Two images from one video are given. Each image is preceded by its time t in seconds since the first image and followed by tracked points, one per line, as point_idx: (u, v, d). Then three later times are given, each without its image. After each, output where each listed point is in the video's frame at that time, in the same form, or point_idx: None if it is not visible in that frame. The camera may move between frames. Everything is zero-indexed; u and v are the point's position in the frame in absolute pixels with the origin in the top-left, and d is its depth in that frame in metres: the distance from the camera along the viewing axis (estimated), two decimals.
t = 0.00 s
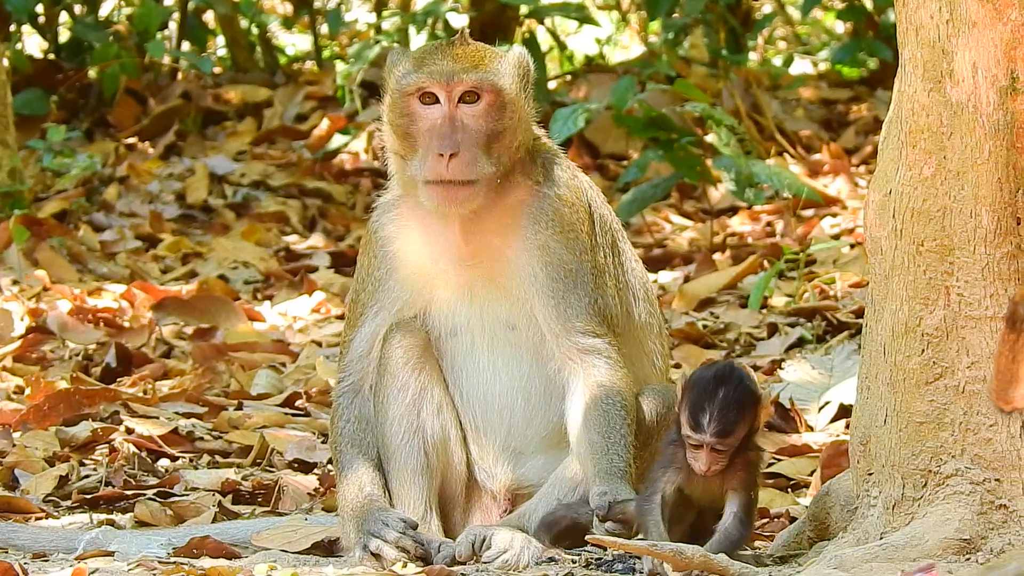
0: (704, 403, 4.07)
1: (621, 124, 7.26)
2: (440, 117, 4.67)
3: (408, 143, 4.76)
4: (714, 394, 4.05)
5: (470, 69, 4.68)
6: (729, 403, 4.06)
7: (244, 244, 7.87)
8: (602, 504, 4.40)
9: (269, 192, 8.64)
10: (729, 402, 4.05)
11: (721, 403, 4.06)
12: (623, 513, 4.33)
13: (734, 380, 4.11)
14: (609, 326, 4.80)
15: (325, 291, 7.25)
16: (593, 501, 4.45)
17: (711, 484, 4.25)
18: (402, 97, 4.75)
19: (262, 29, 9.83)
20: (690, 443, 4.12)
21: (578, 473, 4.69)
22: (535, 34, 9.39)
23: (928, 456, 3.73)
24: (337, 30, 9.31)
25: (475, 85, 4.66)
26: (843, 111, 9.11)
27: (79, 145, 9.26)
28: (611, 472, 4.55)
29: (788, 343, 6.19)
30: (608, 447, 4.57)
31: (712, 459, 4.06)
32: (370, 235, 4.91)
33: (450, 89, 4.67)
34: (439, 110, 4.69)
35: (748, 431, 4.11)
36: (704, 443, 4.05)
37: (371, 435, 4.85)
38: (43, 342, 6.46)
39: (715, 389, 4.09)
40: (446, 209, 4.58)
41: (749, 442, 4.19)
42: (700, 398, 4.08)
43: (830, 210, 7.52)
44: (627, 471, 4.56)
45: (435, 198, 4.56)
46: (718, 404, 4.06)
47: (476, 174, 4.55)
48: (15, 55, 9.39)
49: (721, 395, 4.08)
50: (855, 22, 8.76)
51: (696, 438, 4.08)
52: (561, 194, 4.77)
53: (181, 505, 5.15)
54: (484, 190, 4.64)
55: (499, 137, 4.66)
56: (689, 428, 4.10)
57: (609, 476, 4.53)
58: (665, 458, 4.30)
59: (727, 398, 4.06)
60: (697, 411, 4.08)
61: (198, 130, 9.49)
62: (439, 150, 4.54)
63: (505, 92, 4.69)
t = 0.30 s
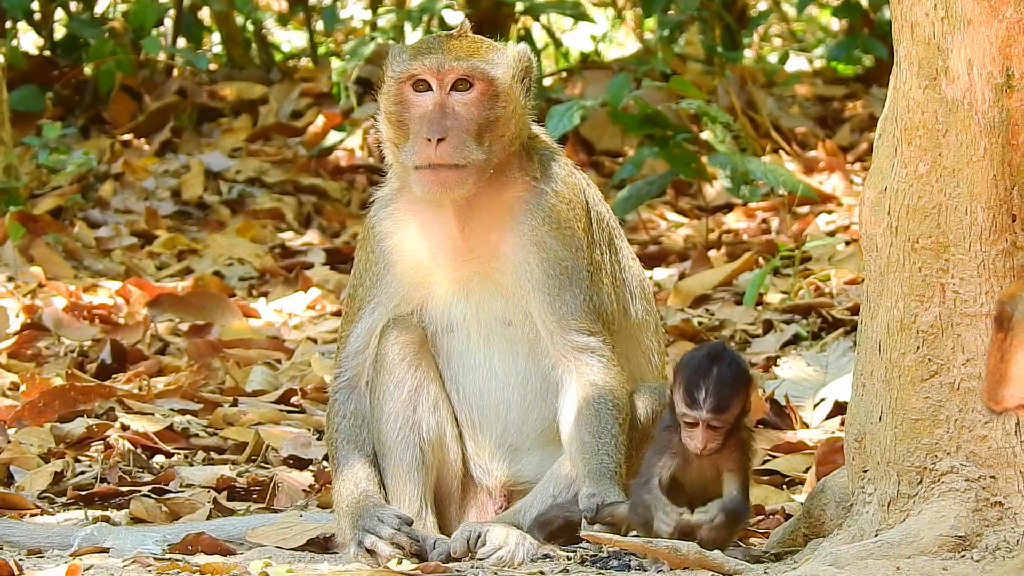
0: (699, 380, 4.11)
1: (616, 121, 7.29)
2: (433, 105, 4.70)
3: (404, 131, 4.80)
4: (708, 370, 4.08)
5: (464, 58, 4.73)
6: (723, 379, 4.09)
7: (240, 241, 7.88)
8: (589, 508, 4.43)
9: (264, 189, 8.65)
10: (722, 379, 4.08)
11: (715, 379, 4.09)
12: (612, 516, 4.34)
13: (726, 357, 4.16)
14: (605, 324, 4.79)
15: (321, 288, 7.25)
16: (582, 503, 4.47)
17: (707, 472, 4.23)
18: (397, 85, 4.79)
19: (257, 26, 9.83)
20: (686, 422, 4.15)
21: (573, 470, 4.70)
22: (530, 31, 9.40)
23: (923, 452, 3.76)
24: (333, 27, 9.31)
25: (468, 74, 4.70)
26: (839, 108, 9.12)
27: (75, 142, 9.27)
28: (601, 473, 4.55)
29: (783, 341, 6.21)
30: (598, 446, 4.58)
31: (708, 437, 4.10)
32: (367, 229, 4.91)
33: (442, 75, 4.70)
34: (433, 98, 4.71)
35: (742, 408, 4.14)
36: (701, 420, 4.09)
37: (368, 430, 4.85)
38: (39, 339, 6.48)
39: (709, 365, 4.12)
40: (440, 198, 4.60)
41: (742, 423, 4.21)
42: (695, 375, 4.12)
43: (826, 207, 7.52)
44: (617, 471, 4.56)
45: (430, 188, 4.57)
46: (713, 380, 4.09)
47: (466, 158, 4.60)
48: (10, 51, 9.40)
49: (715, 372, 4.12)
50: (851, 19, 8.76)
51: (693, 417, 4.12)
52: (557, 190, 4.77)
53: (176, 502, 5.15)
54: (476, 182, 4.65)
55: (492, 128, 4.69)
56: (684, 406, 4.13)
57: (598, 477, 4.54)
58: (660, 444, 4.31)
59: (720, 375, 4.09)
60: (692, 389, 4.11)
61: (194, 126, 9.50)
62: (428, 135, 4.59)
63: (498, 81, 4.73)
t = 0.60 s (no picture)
0: (691, 347, 4.22)
1: (614, 120, 7.32)
2: (426, 98, 4.71)
3: (399, 125, 4.81)
4: (696, 336, 4.20)
5: (460, 52, 4.76)
6: (712, 345, 4.21)
7: (237, 239, 7.88)
8: (581, 517, 4.46)
9: (262, 187, 8.65)
10: (713, 342, 4.20)
11: (704, 345, 4.21)
12: (603, 526, 4.37)
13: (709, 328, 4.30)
14: (603, 323, 4.78)
15: (318, 286, 7.25)
16: (574, 513, 4.51)
17: (700, 460, 4.30)
18: (391, 80, 4.80)
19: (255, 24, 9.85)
20: (680, 390, 4.26)
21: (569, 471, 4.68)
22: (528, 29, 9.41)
23: (922, 450, 3.82)
24: (330, 25, 9.31)
25: (460, 67, 4.73)
26: (836, 106, 9.12)
27: (72, 140, 9.28)
28: (593, 478, 4.56)
29: (781, 338, 6.22)
30: (592, 452, 4.59)
31: (704, 401, 4.21)
32: (365, 225, 4.90)
33: (434, 69, 4.72)
34: (427, 93, 4.73)
35: (732, 373, 4.26)
36: (696, 382, 4.21)
37: (366, 427, 4.85)
38: (36, 337, 6.49)
39: (696, 334, 4.25)
40: (433, 192, 4.61)
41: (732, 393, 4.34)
42: (684, 342, 4.23)
43: (823, 205, 7.52)
44: (609, 476, 4.57)
45: (426, 183, 4.58)
46: (703, 346, 4.21)
47: (456, 153, 4.61)
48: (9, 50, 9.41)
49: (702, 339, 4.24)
50: (848, 17, 8.76)
51: (687, 383, 4.23)
52: (556, 187, 4.77)
53: (174, 500, 5.16)
54: (471, 178, 4.66)
55: (486, 122, 4.70)
56: (677, 371, 4.24)
57: (592, 483, 4.55)
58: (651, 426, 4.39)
59: (709, 340, 4.22)
60: (683, 354, 4.22)
61: (191, 124, 9.51)
62: (419, 127, 4.62)
63: (491, 73, 4.76)
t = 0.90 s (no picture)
0: (682, 326, 4.41)
1: (612, 117, 7.33)
2: (423, 96, 4.71)
3: (397, 123, 4.81)
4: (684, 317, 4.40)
5: (459, 50, 4.76)
6: (704, 326, 4.40)
7: (236, 237, 7.88)
8: (583, 518, 4.43)
9: (260, 185, 8.65)
10: (702, 322, 4.39)
11: (694, 326, 4.39)
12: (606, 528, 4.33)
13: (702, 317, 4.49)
14: (602, 321, 4.78)
15: (317, 284, 7.25)
16: (575, 515, 4.47)
17: (699, 452, 4.37)
18: (389, 78, 4.80)
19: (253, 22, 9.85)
20: (672, 368, 4.40)
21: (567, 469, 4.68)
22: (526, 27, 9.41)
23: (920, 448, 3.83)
24: (329, 23, 9.30)
25: (458, 65, 4.73)
26: (834, 104, 9.13)
27: (71, 138, 9.28)
28: (593, 480, 4.55)
29: (779, 336, 6.22)
30: (592, 452, 4.58)
31: (698, 374, 4.34)
32: (364, 221, 4.90)
33: (430, 67, 4.72)
34: (425, 91, 4.73)
35: (727, 359, 4.40)
36: (687, 356, 4.35)
37: (364, 425, 4.84)
38: (35, 335, 6.50)
39: (689, 318, 4.44)
40: (431, 189, 4.61)
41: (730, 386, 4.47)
42: (677, 323, 4.42)
43: (821, 202, 7.52)
44: (609, 477, 4.55)
45: (422, 179, 4.59)
46: (695, 326, 4.40)
47: (452, 151, 4.62)
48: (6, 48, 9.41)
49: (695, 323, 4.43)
50: (846, 15, 8.76)
51: (680, 359, 4.37)
52: (556, 184, 4.76)
53: (172, 498, 5.16)
54: (469, 175, 4.66)
55: (485, 119, 4.71)
56: (667, 350, 4.39)
57: (592, 484, 4.53)
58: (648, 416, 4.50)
59: (698, 323, 4.40)
60: (674, 336, 4.40)
61: (189, 123, 9.51)
62: (415, 126, 4.62)
63: (489, 71, 4.75)
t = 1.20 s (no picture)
0: (681, 342, 4.36)
1: (610, 115, 7.35)
2: (465, 91, 4.58)
3: (426, 116, 4.66)
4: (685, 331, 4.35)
5: (500, 45, 4.62)
6: (704, 338, 4.34)
7: (234, 235, 7.89)
8: (583, 515, 4.46)
9: (258, 183, 8.65)
10: (702, 337, 4.33)
11: (694, 341, 4.34)
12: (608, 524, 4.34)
13: (705, 326, 4.43)
14: (598, 318, 4.78)
15: (315, 282, 7.25)
16: (575, 512, 4.50)
17: (700, 456, 4.34)
18: (428, 68, 4.66)
19: (252, 21, 9.86)
20: (670, 383, 4.39)
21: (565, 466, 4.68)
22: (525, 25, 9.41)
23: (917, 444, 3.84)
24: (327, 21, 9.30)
25: (501, 61, 4.59)
26: (833, 102, 9.13)
27: (69, 136, 9.28)
28: (592, 476, 4.56)
29: (777, 334, 6.22)
30: (591, 449, 4.59)
31: (692, 393, 4.33)
32: (362, 217, 4.86)
33: (473, 61, 4.58)
34: (460, 86, 4.60)
35: (728, 373, 4.35)
36: (683, 375, 4.33)
37: (361, 422, 4.85)
38: (33, 332, 6.51)
39: (691, 330, 4.38)
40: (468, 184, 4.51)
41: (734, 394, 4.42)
42: (676, 337, 4.38)
43: (819, 201, 7.52)
44: (608, 473, 4.57)
45: (461, 175, 4.48)
46: (694, 339, 4.35)
47: (502, 145, 4.50)
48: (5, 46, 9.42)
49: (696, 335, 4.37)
50: (845, 13, 8.76)
51: (677, 375, 4.36)
52: (556, 182, 4.75)
53: (170, 496, 5.16)
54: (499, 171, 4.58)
55: (516, 117, 4.62)
56: (666, 365, 4.38)
57: (591, 481, 4.55)
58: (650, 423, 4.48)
59: (700, 336, 4.35)
60: (672, 350, 4.37)
61: (187, 121, 9.51)
62: (466, 119, 4.50)
63: (524, 69, 4.66)
